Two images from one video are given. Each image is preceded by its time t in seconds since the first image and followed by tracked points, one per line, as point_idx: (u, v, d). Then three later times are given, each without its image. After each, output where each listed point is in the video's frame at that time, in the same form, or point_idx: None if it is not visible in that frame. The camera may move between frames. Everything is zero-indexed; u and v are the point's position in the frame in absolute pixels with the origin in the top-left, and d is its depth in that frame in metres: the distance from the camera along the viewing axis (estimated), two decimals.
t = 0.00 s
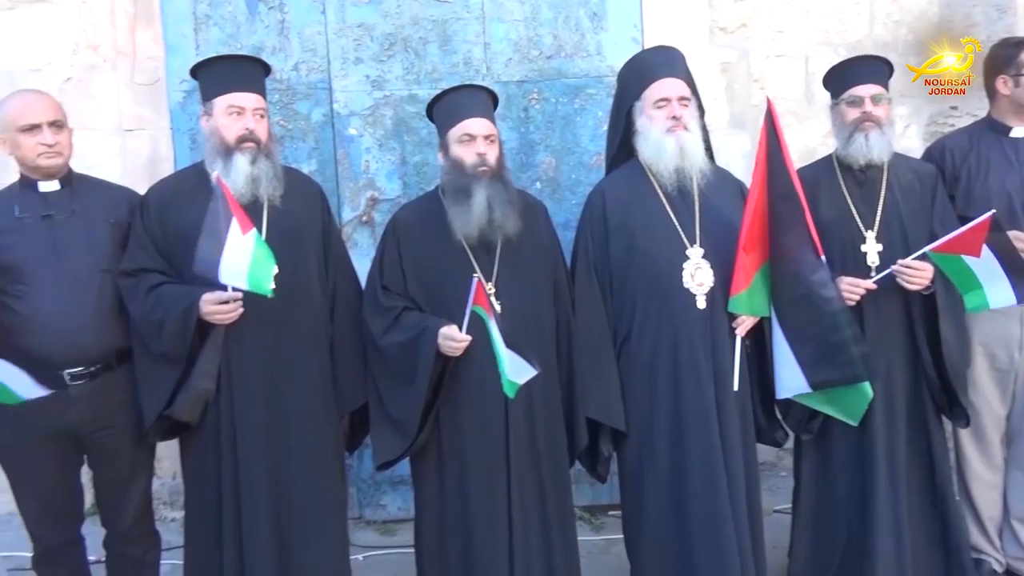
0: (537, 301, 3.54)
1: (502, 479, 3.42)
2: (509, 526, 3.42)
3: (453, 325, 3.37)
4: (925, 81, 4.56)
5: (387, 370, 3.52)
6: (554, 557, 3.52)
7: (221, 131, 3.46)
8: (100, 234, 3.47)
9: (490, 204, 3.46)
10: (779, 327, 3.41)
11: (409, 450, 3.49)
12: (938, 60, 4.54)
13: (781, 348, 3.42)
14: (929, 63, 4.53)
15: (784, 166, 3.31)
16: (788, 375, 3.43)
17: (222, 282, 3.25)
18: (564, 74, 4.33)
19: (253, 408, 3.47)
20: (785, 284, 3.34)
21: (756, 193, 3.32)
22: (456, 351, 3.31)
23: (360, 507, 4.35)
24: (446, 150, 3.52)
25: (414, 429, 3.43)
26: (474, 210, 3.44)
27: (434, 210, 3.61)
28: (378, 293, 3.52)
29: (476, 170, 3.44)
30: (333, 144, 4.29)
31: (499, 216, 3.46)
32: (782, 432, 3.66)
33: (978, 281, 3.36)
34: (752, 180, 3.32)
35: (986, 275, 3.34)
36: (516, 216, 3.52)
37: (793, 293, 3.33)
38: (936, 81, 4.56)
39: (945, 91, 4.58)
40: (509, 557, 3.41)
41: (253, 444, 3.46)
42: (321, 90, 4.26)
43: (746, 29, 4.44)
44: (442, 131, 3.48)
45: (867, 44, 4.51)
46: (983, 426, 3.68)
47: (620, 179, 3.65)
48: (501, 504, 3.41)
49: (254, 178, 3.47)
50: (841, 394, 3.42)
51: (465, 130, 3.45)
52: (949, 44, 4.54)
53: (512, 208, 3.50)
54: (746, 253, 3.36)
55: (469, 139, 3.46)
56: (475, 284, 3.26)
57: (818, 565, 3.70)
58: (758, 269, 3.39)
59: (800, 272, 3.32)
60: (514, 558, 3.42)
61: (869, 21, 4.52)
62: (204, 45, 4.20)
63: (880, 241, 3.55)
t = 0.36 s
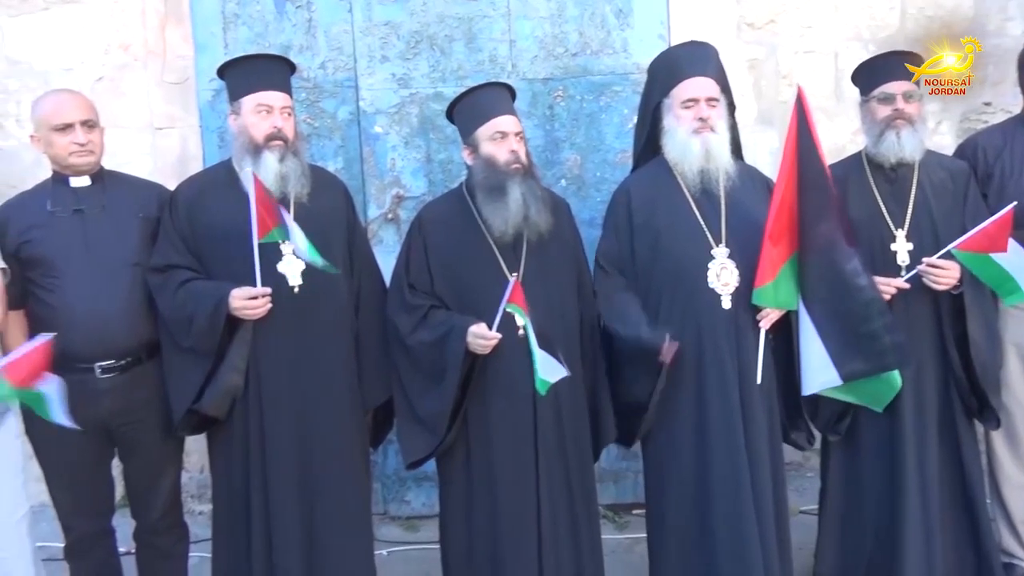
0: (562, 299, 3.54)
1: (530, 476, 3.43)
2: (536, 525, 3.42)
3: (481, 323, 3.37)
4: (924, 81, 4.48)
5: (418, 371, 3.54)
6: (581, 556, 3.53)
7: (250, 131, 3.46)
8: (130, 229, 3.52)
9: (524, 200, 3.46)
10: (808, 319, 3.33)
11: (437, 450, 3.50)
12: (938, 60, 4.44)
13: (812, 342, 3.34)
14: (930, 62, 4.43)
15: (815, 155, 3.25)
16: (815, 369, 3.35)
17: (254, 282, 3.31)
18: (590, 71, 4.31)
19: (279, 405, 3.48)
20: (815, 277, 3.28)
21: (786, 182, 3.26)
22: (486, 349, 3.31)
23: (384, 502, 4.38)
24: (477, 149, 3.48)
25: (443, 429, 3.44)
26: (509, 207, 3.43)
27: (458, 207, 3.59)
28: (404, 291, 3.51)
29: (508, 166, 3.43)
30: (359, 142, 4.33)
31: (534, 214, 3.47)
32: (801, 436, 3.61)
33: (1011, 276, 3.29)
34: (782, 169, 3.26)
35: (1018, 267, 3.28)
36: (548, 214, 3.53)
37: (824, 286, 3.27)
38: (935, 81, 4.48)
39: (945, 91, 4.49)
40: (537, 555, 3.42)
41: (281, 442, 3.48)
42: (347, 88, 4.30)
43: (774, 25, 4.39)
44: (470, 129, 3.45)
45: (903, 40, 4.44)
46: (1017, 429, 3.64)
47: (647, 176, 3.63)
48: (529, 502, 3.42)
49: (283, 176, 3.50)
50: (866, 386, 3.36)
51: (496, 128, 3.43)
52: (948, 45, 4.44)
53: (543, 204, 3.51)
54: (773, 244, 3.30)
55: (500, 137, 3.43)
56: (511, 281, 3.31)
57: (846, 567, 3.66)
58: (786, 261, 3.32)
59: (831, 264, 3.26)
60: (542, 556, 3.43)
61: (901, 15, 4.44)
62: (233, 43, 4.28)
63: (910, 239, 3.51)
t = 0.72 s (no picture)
0: (587, 296, 3.53)
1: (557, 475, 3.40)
2: (564, 526, 3.39)
3: (508, 321, 3.37)
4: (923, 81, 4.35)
5: (447, 372, 3.52)
6: (609, 557, 3.49)
7: (277, 128, 3.48)
8: (159, 227, 3.58)
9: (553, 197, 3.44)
10: (830, 304, 3.17)
11: (464, 448, 3.48)
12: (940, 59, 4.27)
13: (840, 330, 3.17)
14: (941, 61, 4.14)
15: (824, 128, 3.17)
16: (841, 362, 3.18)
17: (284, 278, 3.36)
18: (615, 68, 4.30)
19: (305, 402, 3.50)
20: (839, 264, 3.17)
21: (793, 161, 3.15)
22: (513, 347, 3.31)
23: (408, 498, 4.41)
24: (506, 147, 3.46)
25: (469, 427, 3.43)
26: (540, 204, 3.41)
27: (481, 204, 3.59)
28: (429, 289, 3.50)
29: (537, 165, 3.43)
30: (384, 140, 4.36)
31: (563, 211, 3.45)
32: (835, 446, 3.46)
33: None
34: (787, 146, 3.16)
35: None
36: (574, 214, 3.51)
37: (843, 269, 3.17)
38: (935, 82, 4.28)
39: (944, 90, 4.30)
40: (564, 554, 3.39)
41: (307, 438, 3.49)
42: (373, 86, 4.34)
43: (802, 20, 4.34)
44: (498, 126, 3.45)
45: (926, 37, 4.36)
46: None
47: (674, 173, 3.60)
48: (556, 501, 3.39)
49: (311, 174, 3.52)
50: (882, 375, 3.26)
51: (524, 126, 3.43)
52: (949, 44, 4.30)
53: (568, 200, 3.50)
54: (783, 232, 3.16)
55: (529, 134, 3.43)
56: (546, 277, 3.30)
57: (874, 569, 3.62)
58: (797, 249, 3.19)
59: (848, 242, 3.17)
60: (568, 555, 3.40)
61: (932, 10, 4.37)
62: (260, 42, 4.33)
63: (940, 237, 3.46)
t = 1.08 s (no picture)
0: (609, 294, 3.50)
1: (580, 473, 3.37)
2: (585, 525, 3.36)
3: (532, 316, 3.34)
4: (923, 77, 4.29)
5: (468, 368, 3.47)
6: (631, 556, 3.45)
7: (302, 126, 3.50)
8: (185, 224, 3.62)
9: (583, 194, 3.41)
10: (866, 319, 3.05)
11: (487, 446, 3.44)
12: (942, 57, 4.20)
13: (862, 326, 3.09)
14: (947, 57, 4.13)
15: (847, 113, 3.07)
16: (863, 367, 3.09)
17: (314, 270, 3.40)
18: (639, 65, 4.29)
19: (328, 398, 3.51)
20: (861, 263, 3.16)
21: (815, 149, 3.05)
22: (536, 342, 3.29)
23: (430, 494, 4.43)
24: (534, 145, 3.41)
25: (493, 423, 3.38)
26: (572, 199, 3.37)
27: (503, 200, 3.55)
28: (452, 286, 3.46)
29: (566, 161, 3.39)
30: (408, 137, 4.38)
31: (590, 209, 3.42)
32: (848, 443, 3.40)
33: None
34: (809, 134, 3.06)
35: None
36: (598, 213, 3.47)
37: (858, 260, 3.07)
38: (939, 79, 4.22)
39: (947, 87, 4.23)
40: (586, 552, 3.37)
41: (330, 434, 3.50)
42: (396, 83, 4.36)
43: (829, 16, 4.30)
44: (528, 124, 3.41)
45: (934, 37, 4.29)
46: None
47: (701, 168, 3.55)
48: (579, 499, 3.35)
49: (335, 171, 3.54)
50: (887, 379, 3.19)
51: (551, 123, 3.38)
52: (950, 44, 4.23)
53: (590, 192, 3.43)
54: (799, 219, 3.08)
55: (556, 132, 3.39)
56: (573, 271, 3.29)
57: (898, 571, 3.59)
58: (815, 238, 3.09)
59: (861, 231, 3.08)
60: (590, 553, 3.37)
61: (963, 5, 4.30)
62: (285, 40, 4.37)
63: (968, 235, 3.41)
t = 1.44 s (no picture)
0: (630, 292, 3.50)
1: (600, 471, 3.36)
2: (606, 524, 3.35)
3: (553, 312, 3.33)
4: (925, 81, 4.26)
5: (488, 363, 3.47)
6: (652, 557, 3.44)
7: (325, 124, 3.51)
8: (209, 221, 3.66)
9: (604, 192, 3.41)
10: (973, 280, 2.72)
11: (506, 443, 3.44)
12: (937, 60, 4.18)
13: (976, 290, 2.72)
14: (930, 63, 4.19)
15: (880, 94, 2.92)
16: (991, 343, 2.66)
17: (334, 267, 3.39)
18: (662, 61, 4.26)
19: (351, 392, 3.52)
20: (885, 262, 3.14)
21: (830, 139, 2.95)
22: (557, 338, 3.27)
23: (451, 491, 4.45)
24: (554, 142, 3.40)
25: (514, 419, 3.38)
26: (592, 196, 3.36)
27: (525, 197, 3.55)
28: (473, 283, 3.46)
29: (586, 159, 3.38)
30: (430, 134, 4.41)
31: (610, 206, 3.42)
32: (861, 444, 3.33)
33: None
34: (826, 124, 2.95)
35: None
36: (618, 212, 3.47)
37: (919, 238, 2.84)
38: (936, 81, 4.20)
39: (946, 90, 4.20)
40: (606, 550, 3.36)
41: (353, 429, 3.51)
42: (419, 81, 4.39)
43: (856, 11, 4.25)
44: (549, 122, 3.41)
45: (936, 39, 4.24)
46: None
47: (724, 166, 3.53)
48: (599, 497, 3.34)
49: (359, 168, 3.55)
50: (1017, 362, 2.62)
51: (573, 121, 3.38)
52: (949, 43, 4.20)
53: (611, 190, 3.43)
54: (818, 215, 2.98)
55: (577, 130, 3.38)
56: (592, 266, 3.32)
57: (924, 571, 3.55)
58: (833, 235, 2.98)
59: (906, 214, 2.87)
60: (610, 552, 3.36)
61: None
62: (308, 38, 4.42)
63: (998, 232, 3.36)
